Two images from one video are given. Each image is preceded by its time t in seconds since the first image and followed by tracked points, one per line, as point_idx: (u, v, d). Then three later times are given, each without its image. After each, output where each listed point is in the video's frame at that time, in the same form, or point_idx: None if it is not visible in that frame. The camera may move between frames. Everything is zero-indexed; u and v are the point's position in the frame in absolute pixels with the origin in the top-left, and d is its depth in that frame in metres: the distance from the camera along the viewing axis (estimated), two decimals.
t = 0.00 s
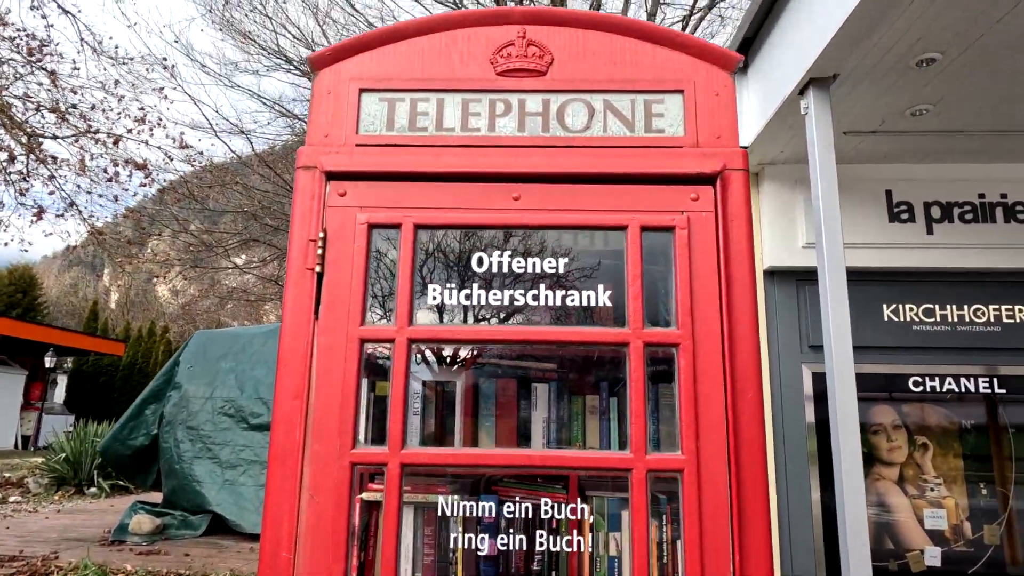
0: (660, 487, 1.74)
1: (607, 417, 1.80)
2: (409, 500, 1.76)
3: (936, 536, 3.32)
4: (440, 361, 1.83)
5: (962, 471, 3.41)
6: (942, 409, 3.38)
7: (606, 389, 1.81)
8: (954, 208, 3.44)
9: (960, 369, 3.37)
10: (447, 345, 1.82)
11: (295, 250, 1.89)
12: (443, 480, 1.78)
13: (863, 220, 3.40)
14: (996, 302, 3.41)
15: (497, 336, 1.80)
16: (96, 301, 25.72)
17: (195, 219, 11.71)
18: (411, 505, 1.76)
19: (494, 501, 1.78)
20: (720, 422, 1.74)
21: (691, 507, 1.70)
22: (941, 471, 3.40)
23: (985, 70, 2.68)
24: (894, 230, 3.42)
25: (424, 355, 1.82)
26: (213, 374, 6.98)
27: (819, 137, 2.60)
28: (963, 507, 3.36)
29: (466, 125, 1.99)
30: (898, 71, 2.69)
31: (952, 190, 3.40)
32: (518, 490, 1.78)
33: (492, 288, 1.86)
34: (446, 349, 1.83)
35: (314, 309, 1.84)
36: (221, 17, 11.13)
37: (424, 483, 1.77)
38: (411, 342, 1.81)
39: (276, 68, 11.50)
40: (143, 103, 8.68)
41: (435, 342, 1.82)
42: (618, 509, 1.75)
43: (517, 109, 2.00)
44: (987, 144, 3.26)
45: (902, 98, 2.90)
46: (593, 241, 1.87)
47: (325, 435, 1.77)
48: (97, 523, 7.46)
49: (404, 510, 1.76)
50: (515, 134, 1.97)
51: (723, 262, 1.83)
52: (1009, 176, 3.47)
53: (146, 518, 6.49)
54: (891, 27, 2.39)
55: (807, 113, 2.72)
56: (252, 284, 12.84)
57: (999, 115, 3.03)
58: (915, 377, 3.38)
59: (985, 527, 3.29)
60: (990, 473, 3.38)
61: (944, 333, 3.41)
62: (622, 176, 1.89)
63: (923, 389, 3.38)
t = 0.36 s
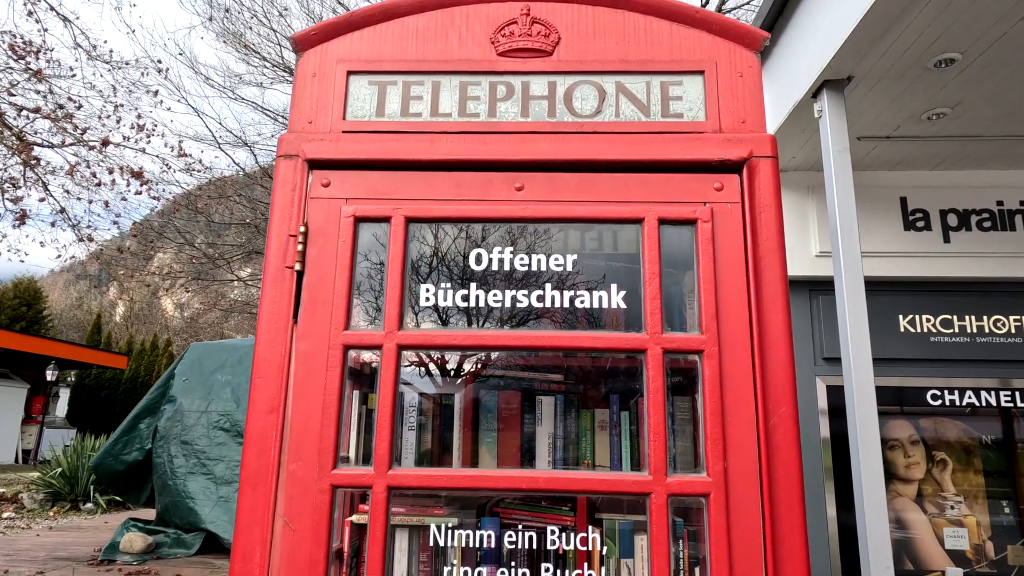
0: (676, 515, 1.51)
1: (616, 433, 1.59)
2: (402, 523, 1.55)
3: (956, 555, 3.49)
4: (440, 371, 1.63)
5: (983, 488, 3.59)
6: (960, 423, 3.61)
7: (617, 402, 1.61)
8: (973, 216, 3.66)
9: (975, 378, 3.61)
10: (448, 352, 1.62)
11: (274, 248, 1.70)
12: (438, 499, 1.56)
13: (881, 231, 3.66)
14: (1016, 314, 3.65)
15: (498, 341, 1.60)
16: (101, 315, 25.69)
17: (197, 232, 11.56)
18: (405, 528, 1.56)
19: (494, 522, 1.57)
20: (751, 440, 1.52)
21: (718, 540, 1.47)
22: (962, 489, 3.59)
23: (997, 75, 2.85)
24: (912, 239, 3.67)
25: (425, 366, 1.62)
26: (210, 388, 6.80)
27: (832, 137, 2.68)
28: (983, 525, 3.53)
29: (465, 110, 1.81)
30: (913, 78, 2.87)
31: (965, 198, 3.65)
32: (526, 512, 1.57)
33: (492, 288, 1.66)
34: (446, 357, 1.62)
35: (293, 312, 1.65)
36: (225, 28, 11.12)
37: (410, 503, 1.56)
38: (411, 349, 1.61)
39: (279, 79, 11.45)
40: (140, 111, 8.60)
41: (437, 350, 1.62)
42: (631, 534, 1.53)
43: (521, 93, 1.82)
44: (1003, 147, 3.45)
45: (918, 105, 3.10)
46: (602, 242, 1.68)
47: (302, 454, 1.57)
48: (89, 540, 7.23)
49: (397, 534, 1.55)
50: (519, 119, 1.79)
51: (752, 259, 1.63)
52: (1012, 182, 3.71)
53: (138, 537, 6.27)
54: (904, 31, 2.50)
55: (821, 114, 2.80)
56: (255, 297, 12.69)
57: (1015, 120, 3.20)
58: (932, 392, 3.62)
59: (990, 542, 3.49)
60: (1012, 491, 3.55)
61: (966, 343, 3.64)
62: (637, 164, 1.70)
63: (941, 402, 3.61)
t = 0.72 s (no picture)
0: (670, 529, 1.37)
1: (609, 440, 1.46)
2: (383, 534, 1.43)
3: (961, 563, 3.37)
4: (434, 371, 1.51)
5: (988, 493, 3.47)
6: (964, 428, 3.49)
7: (609, 407, 1.48)
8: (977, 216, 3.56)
9: (980, 383, 3.49)
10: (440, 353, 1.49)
11: (234, 239, 1.57)
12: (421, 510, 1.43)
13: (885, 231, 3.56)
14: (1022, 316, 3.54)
15: (475, 340, 1.46)
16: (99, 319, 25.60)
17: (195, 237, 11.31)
18: (385, 540, 1.43)
19: (479, 530, 1.44)
20: (751, 447, 1.38)
21: (715, 559, 1.32)
22: (967, 494, 3.46)
23: (1004, 70, 2.72)
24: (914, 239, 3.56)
25: (426, 373, 1.51)
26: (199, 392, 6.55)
27: (834, 134, 2.55)
28: (989, 531, 3.40)
29: (442, 92, 1.68)
30: (916, 74, 2.73)
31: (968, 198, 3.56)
32: (514, 524, 1.43)
33: (469, 283, 1.54)
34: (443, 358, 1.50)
35: (253, 308, 1.52)
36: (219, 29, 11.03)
37: (388, 515, 1.43)
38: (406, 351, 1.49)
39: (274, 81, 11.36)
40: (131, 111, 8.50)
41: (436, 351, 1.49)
42: (624, 548, 1.39)
43: (503, 74, 1.69)
44: (1008, 145, 3.34)
45: (921, 102, 2.97)
46: (595, 239, 1.54)
47: (259, 464, 1.44)
48: (77, 548, 7.09)
49: (377, 547, 1.43)
50: (500, 102, 1.66)
51: (751, 252, 1.50)
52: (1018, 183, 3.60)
53: (124, 544, 6.13)
54: (906, 25, 2.39)
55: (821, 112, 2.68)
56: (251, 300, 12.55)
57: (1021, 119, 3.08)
58: (937, 396, 3.50)
59: (995, 550, 3.36)
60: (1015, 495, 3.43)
61: (970, 347, 3.52)
62: (626, 149, 1.57)
63: (946, 407, 3.49)
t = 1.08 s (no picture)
0: (656, 533, 1.29)
1: (599, 440, 1.38)
2: (366, 537, 1.36)
3: (962, 566, 3.30)
4: (435, 371, 1.45)
5: (990, 495, 3.39)
6: (966, 429, 3.41)
7: (600, 406, 1.39)
8: (978, 214, 3.49)
9: (980, 383, 3.42)
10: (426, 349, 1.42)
11: (201, 229, 1.50)
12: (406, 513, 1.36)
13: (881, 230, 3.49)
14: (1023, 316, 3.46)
15: (450, 335, 1.40)
16: (98, 321, 25.57)
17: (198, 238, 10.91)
18: (368, 544, 1.36)
19: (467, 536, 1.37)
20: (740, 446, 1.31)
21: (702, 564, 1.25)
22: (969, 496, 3.38)
23: (1005, 65, 2.65)
24: (914, 237, 3.49)
25: (427, 376, 1.45)
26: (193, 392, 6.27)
27: (833, 131, 2.47)
28: (991, 534, 3.32)
29: (420, 77, 1.61)
30: (916, 68, 2.65)
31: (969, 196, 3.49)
32: (504, 527, 1.36)
33: (446, 274, 1.47)
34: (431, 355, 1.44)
35: (219, 302, 1.45)
36: (215, 29, 10.99)
37: (371, 518, 1.36)
38: (406, 352, 1.43)
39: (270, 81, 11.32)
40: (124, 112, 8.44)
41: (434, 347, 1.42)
42: (614, 552, 1.31)
43: (483, 58, 1.62)
44: (1010, 143, 3.27)
45: (920, 99, 2.90)
46: (586, 235, 1.47)
47: (224, 464, 1.37)
48: (70, 550, 7.03)
49: (359, 550, 1.36)
50: (480, 87, 1.59)
51: (740, 242, 1.43)
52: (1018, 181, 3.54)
53: (116, 547, 6.09)
54: (906, 20, 2.33)
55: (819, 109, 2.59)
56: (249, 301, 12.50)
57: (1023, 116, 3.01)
58: (938, 397, 3.43)
59: (996, 552, 3.29)
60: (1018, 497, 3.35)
61: (971, 347, 3.44)
62: (611, 135, 1.51)
63: (947, 408, 3.42)
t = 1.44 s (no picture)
0: (666, 525, 1.27)
1: (605, 433, 1.37)
2: (371, 529, 1.35)
3: (966, 560, 3.27)
4: (437, 365, 1.44)
5: (994, 490, 3.37)
6: (970, 423, 3.39)
7: (605, 398, 1.39)
8: (984, 207, 3.46)
9: (985, 376, 3.39)
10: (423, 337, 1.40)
11: (202, 218, 1.47)
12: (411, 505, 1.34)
13: (883, 224, 3.45)
14: None
15: (456, 324, 1.37)
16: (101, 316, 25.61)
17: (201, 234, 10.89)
18: (373, 537, 1.35)
19: (472, 529, 1.35)
20: (750, 437, 1.29)
21: (712, 558, 1.23)
22: (973, 491, 3.37)
23: (1014, 57, 2.61)
24: (920, 230, 3.46)
25: (430, 370, 1.44)
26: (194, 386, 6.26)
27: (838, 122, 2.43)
28: (995, 529, 3.30)
29: (424, 63, 1.58)
30: (923, 59, 2.61)
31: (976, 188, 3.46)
32: (507, 519, 1.35)
33: (451, 263, 1.45)
34: (426, 343, 1.41)
35: (221, 292, 1.43)
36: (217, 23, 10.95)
37: (376, 511, 1.34)
38: (408, 346, 1.42)
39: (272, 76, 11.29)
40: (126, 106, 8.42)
41: (434, 339, 1.41)
42: (620, 543, 1.30)
43: (488, 44, 1.59)
44: (1017, 136, 3.24)
45: (927, 91, 2.86)
46: (592, 227, 1.45)
47: (227, 455, 1.35)
48: (73, 544, 7.06)
49: (363, 542, 1.35)
50: (485, 73, 1.56)
51: (751, 231, 1.40)
52: None
53: (119, 540, 6.11)
54: (911, 10, 2.30)
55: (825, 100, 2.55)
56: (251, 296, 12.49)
57: None
58: (942, 391, 3.40)
59: (998, 547, 3.27)
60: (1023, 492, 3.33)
61: (976, 341, 3.41)
62: (618, 122, 1.48)
63: (952, 402, 3.40)
